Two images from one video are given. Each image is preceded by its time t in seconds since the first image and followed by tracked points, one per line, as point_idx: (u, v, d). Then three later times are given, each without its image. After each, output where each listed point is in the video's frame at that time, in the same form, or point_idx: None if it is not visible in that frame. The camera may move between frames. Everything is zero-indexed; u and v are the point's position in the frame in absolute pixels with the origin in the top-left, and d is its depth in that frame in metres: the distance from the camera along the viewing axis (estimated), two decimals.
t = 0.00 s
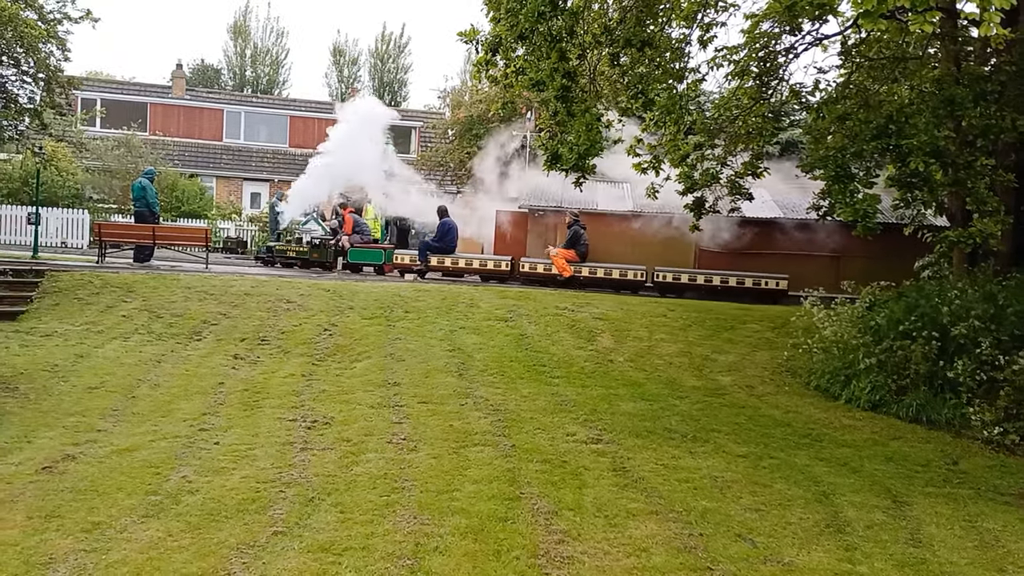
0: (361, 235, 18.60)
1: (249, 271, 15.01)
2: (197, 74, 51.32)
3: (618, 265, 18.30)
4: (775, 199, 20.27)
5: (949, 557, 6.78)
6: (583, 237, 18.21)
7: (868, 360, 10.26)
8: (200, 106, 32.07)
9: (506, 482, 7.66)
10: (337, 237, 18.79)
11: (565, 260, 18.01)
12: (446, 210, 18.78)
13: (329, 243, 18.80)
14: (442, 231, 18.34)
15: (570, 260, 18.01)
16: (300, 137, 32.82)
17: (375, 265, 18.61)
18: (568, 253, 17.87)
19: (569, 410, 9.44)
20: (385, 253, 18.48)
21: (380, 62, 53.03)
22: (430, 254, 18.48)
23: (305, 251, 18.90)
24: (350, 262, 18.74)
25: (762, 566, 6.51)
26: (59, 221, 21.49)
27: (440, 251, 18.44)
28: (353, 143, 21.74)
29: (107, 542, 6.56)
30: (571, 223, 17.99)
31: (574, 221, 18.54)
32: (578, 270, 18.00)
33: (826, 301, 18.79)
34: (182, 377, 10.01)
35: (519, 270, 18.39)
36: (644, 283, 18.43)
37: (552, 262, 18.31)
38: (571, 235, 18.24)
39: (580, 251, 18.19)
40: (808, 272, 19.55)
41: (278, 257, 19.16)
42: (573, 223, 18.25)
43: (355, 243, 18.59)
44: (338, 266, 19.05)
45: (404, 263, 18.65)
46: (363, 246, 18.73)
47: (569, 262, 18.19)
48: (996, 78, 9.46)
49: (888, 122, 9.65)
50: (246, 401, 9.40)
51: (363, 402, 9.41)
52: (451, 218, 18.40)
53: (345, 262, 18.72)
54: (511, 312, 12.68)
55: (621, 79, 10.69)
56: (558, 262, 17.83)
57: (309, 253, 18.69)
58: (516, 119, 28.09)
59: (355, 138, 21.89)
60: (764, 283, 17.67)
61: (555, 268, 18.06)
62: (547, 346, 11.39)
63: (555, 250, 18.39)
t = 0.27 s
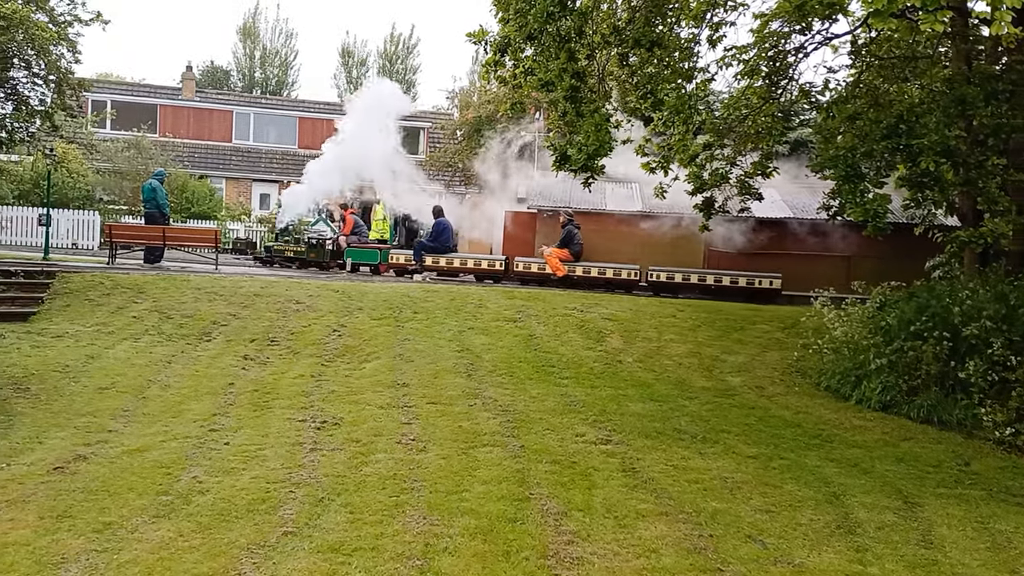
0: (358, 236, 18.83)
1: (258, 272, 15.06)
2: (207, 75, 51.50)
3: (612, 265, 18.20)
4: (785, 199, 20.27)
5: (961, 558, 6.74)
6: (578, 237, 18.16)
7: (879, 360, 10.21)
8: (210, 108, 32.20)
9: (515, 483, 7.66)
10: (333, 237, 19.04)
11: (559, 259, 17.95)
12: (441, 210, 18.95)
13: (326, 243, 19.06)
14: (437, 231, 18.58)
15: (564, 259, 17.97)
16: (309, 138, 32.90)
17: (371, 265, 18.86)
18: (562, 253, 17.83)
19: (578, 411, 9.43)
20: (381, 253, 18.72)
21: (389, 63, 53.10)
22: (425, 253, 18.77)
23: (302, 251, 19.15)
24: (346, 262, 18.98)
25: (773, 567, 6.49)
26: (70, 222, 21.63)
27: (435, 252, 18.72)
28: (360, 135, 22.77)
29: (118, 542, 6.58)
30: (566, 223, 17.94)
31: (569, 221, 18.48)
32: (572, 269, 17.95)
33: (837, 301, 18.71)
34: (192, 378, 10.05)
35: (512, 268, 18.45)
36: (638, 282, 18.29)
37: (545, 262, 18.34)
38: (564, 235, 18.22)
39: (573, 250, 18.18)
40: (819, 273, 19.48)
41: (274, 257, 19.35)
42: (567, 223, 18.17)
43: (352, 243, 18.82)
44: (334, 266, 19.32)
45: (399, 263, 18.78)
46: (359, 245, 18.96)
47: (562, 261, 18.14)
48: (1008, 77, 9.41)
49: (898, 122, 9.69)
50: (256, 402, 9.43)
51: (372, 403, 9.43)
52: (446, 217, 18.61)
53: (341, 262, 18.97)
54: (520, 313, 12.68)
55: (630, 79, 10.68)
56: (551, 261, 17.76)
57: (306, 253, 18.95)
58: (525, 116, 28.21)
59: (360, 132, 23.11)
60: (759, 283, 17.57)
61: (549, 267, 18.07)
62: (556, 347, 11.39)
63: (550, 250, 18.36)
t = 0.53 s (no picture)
0: (359, 235, 18.99)
1: (271, 271, 15.11)
2: (221, 75, 51.76)
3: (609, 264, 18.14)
4: (800, 200, 20.21)
5: (977, 562, 6.69)
6: (575, 236, 18.21)
7: (894, 362, 10.15)
8: (224, 108, 32.36)
9: (527, 483, 7.65)
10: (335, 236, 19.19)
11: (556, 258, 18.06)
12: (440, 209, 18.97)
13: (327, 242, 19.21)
14: (436, 230, 18.62)
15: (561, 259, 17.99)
16: (322, 139, 33.02)
17: (370, 264, 19.08)
18: (559, 252, 17.87)
19: (590, 412, 9.42)
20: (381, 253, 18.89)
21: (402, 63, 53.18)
22: (424, 252, 18.70)
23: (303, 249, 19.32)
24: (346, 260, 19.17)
25: (786, 569, 6.47)
26: (86, 222, 21.78)
27: (433, 251, 18.63)
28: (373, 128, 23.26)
29: (133, 540, 6.61)
30: (563, 222, 18.01)
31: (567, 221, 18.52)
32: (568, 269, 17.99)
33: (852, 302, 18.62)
34: (206, 376, 10.09)
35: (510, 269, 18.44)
36: (635, 281, 18.27)
37: (542, 261, 18.34)
38: (562, 235, 18.29)
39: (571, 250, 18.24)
40: (833, 273, 19.40)
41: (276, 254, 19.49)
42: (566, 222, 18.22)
43: (352, 242, 19.03)
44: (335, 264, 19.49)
45: (398, 262, 18.78)
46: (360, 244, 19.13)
47: (560, 261, 18.23)
48: None
49: (914, 123, 9.53)
50: (269, 400, 9.46)
51: (384, 403, 9.44)
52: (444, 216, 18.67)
53: (342, 261, 19.15)
54: (533, 313, 12.67)
55: (645, 80, 10.64)
56: (548, 259, 17.90)
57: (308, 251, 19.11)
58: (536, 116, 28.49)
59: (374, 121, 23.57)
60: (755, 283, 17.63)
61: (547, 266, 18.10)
62: (569, 347, 11.38)
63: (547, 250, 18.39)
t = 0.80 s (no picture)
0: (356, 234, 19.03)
1: (280, 271, 15.13)
2: (231, 75, 51.97)
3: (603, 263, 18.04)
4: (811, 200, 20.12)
5: (989, 563, 6.65)
6: (570, 235, 18.14)
7: (905, 363, 10.10)
8: (234, 108, 32.48)
9: (537, 483, 7.65)
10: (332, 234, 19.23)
11: (550, 256, 18.02)
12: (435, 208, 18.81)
13: (325, 240, 19.26)
14: (431, 229, 18.44)
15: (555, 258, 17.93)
16: (332, 138, 33.10)
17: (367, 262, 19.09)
18: (553, 251, 17.82)
19: (599, 411, 9.41)
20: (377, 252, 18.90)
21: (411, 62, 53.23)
22: (419, 250, 18.55)
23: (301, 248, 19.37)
24: (343, 259, 19.19)
25: (797, 569, 6.45)
26: (97, 221, 21.89)
27: (429, 249, 18.48)
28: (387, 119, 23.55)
29: (144, 538, 6.63)
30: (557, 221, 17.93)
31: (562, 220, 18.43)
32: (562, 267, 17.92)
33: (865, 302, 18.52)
34: (216, 375, 10.13)
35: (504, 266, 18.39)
36: (629, 279, 18.29)
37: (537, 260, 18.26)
38: (556, 233, 18.18)
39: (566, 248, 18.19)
40: (844, 273, 19.34)
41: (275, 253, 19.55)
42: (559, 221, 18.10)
43: (349, 240, 19.02)
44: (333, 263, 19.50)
45: (394, 261, 18.67)
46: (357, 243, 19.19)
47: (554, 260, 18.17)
48: None
49: (926, 122, 9.58)
50: (279, 399, 9.49)
51: (393, 402, 9.46)
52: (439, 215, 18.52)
53: (340, 260, 19.17)
54: (542, 313, 12.67)
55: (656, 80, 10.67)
56: (542, 258, 17.88)
57: (305, 250, 19.14)
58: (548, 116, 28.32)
59: (390, 111, 23.76)
60: (747, 280, 17.75)
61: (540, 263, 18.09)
62: (578, 347, 11.37)
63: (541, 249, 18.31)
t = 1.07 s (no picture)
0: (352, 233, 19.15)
1: (287, 271, 15.15)
2: (238, 75, 52.09)
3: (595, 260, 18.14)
4: (818, 199, 20.06)
5: (999, 562, 6.62)
6: (560, 233, 18.29)
7: (914, 361, 10.06)
8: (241, 108, 32.55)
9: (545, 482, 7.64)
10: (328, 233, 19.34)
11: (542, 255, 18.07)
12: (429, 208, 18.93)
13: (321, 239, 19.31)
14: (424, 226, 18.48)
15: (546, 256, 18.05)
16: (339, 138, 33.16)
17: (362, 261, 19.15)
18: (544, 249, 17.93)
19: (607, 411, 9.40)
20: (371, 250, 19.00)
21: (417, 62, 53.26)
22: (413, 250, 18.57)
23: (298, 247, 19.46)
24: (339, 259, 19.23)
25: (806, 569, 6.42)
26: (105, 221, 21.95)
27: (423, 247, 18.47)
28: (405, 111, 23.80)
29: (153, 537, 6.64)
30: (548, 218, 18.06)
31: (553, 218, 18.56)
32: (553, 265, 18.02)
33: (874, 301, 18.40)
34: (224, 375, 10.15)
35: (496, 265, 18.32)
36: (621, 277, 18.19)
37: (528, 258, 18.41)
38: (547, 231, 18.32)
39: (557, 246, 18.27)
40: (853, 272, 19.25)
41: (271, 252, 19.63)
42: (550, 219, 18.25)
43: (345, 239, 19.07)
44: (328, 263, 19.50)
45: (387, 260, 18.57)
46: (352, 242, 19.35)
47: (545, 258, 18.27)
48: None
49: (936, 120, 9.53)
50: (286, 399, 9.51)
51: (401, 401, 9.47)
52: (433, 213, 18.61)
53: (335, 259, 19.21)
54: (549, 312, 12.66)
55: (663, 79, 10.67)
56: (534, 256, 17.95)
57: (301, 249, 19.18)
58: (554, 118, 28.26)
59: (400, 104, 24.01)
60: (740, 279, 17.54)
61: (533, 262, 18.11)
62: (585, 346, 11.36)
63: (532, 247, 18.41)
